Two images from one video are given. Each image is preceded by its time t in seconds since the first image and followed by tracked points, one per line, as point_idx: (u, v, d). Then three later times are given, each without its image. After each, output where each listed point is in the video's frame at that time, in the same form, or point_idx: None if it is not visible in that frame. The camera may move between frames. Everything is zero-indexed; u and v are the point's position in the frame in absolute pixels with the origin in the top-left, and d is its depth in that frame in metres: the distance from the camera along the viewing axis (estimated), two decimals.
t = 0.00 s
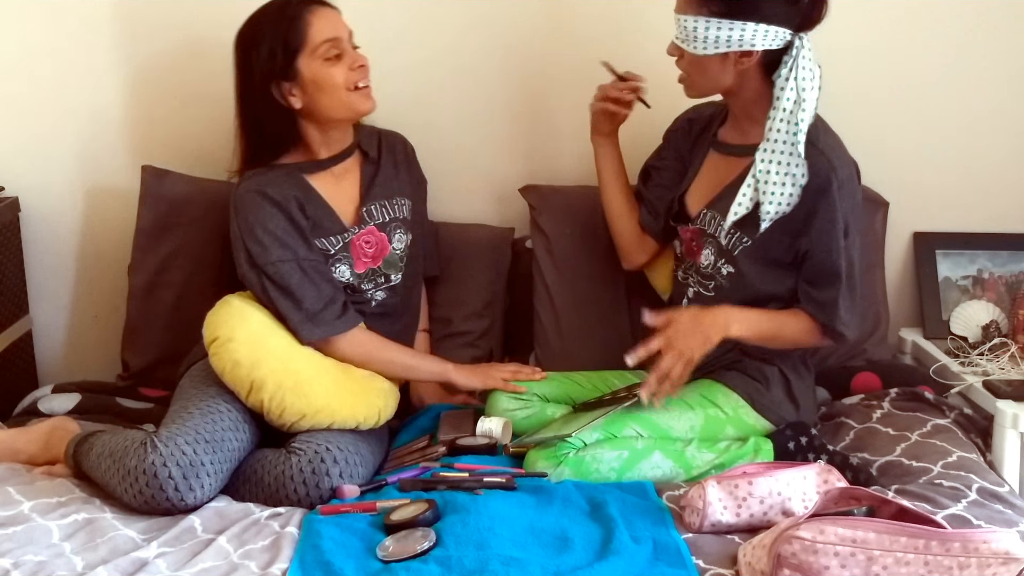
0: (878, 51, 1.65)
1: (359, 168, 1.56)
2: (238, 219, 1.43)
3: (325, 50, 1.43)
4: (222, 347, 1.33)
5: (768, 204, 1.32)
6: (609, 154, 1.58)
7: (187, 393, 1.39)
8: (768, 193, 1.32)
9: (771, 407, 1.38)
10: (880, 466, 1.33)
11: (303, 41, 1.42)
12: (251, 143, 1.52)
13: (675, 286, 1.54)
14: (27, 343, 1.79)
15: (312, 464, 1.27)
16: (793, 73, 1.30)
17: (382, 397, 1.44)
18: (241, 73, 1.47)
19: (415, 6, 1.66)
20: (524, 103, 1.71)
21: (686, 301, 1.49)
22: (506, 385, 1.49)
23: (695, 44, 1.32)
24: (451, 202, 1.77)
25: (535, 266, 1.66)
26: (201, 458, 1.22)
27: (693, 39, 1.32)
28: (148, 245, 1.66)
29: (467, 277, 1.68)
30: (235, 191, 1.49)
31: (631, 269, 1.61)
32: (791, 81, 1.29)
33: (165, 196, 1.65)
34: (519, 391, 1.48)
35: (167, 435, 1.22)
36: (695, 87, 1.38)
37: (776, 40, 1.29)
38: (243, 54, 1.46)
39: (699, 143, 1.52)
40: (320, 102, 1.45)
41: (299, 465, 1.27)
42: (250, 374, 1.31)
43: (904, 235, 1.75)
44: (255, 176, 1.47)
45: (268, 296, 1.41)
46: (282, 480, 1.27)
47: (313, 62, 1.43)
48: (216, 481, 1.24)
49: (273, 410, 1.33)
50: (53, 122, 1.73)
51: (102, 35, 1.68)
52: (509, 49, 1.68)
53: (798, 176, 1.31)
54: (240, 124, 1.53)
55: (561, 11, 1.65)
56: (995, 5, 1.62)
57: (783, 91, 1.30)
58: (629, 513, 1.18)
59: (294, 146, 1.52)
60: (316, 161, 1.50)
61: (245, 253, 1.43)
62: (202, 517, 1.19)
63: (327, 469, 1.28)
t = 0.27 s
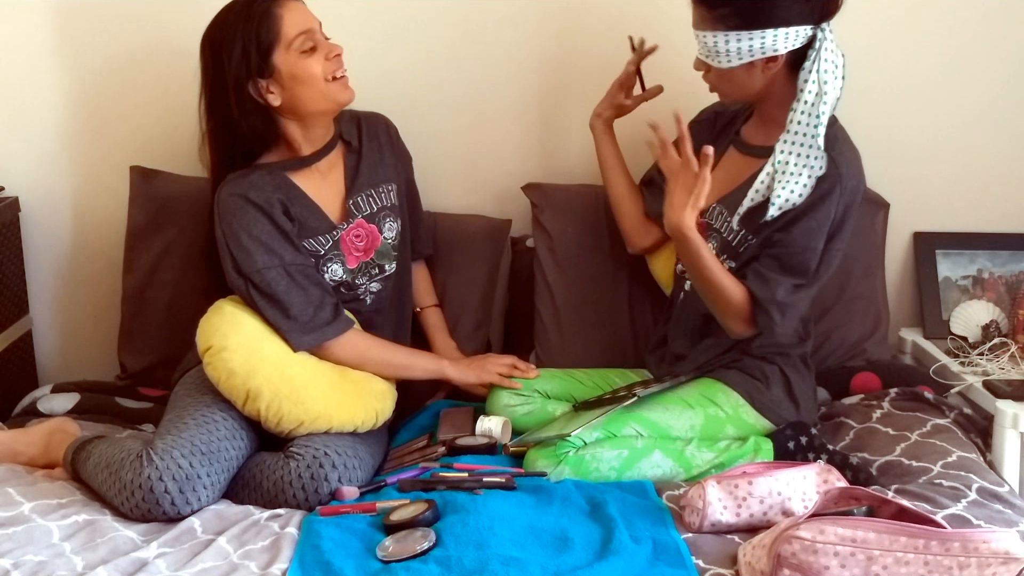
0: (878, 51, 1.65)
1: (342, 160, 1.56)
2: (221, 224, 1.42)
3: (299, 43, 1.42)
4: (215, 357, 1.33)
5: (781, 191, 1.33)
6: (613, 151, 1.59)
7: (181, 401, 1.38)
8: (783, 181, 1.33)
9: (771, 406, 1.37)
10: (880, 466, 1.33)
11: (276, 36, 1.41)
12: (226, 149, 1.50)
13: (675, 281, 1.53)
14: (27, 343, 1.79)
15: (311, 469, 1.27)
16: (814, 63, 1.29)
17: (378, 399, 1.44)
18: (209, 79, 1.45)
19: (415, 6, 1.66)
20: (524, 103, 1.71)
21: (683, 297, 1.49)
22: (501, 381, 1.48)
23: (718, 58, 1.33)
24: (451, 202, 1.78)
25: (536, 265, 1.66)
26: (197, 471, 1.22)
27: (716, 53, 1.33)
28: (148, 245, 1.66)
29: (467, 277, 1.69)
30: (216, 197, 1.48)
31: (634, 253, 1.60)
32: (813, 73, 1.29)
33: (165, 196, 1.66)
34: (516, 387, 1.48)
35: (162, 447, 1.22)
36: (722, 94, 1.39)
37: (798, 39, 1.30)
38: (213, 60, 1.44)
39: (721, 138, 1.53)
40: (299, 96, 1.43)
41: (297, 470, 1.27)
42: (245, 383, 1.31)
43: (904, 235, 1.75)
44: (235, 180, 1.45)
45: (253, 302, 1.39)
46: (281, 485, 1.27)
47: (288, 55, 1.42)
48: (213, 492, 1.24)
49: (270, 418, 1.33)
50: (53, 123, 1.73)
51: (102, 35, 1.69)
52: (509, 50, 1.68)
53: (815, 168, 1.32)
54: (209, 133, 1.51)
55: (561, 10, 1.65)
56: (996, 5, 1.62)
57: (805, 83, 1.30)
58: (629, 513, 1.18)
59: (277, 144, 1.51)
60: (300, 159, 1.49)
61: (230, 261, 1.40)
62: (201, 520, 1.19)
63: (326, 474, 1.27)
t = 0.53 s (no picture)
0: (878, 50, 1.65)
1: (346, 161, 1.56)
2: (227, 221, 1.42)
3: (311, 41, 1.43)
4: (214, 357, 1.32)
5: (794, 192, 1.32)
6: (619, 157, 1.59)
7: (180, 402, 1.38)
8: (796, 182, 1.32)
9: (774, 407, 1.37)
10: (880, 466, 1.33)
11: (289, 32, 1.41)
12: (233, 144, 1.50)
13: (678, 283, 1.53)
14: (27, 343, 1.79)
15: (311, 469, 1.27)
16: (824, 63, 1.29)
17: (378, 398, 1.44)
18: (221, 74, 1.45)
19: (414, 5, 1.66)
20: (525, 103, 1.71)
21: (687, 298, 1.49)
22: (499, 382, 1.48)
23: (729, 58, 1.33)
24: (451, 202, 1.78)
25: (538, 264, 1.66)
26: (196, 474, 1.22)
27: (726, 54, 1.33)
28: (148, 245, 1.66)
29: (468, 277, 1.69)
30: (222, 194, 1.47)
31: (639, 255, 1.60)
32: (823, 73, 1.29)
33: (165, 196, 1.66)
34: (516, 386, 1.47)
35: (162, 450, 1.22)
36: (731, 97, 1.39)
37: (807, 37, 1.30)
38: (224, 56, 1.44)
39: (727, 141, 1.52)
40: (309, 93, 1.43)
41: (297, 470, 1.27)
42: (245, 384, 1.31)
43: (904, 235, 1.75)
44: (243, 176, 1.44)
45: (256, 301, 1.40)
46: (281, 485, 1.27)
47: (299, 53, 1.42)
48: (213, 493, 1.25)
49: (270, 419, 1.33)
50: (54, 122, 1.73)
51: (102, 35, 1.69)
52: (510, 49, 1.68)
53: (827, 166, 1.32)
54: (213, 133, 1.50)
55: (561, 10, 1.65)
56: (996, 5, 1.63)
57: (815, 83, 1.30)
58: (629, 513, 1.18)
59: (283, 142, 1.51)
60: (306, 158, 1.49)
61: (235, 257, 1.41)
62: (201, 520, 1.19)
63: (326, 474, 1.27)
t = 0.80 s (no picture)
0: (878, 52, 1.65)
1: (358, 168, 1.57)
2: (240, 215, 1.44)
3: (343, 52, 1.43)
4: (216, 350, 1.33)
5: (803, 194, 1.32)
6: (614, 169, 1.59)
7: (181, 400, 1.38)
8: (804, 184, 1.32)
9: (782, 407, 1.37)
10: (880, 466, 1.33)
11: (323, 41, 1.41)
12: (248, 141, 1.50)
13: (682, 288, 1.54)
14: (27, 343, 1.79)
15: (311, 467, 1.27)
16: (820, 65, 1.30)
17: (378, 395, 1.43)
18: (250, 72, 1.45)
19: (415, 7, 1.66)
20: (525, 104, 1.71)
21: (695, 303, 1.49)
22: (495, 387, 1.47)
23: (724, 65, 1.33)
24: (451, 203, 1.78)
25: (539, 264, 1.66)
26: (201, 470, 1.22)
27: (721, 61, 1.32)
28: (148, 245, 1.66)
29: (468, 278, 1.69)
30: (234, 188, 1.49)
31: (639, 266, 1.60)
32: (820, 75, 1.29)
33: (165, 196, 1.66)
34: (516, 386, 1.46)
35: (166, 446, 1.22)
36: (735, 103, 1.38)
37: (801, 40, 1.30)
38: (256, 55, 1.44)
39: (722, 146, 1.52)
40: (333, 101, 1.44)
41: (298, 468, 1.27)
42: (247, 376, 1.31)
43: (904, 235, 1.76)
44: (258, 173, 1.46)
45: (265, 297, 1.41)
46: (281, 484, 1.27)
47: (331, 62, 1.42)
48: (216, 490, 1.25)
49: (271, 411, 1.32)
50: (55, 123, 1.74)
51: (103, 36, 1.69)
52: (510, 50, 1.68)
53: (832, 166, 1.32)
54: (234, 129, 1.51)
55: (561, 11, 1.66)
56: (995, 5, 1.63)
57: (812, 85, 1.31)
58: (629, 512, 1.18)
59: (299, 143, 1.52)
60: (320, 160, 1.51)
61: (246, 249, 1.43)
62: (201, 518, 1.19)
63: (327, 472, 1.27)
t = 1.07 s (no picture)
0: (878, 51, 1.65)
1: (364, 170, 1.56)
2: (242, 206, 1.44)
3: (360, 53, 1.44)
4: (215, 348, 1.32)
5: (780, 173, 1.31)
6: (619, 172, 1.59)
7: (180, 399, 1.38)
8: (781, 164, 1.31)
9: (781, 407, 1.37)
10: (880, 465, 1.33)
11: (341, 40, 1.42)
12: (263, 133, 1.51)
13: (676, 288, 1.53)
14: (27, 342, 1.79)
15: (311, 468, 1.27)
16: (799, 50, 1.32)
17: (377, 391, 1.43)
18: (270, 61, 1.47)
19: (415, 7, 1.66)
20: (525, 104, 1.71)
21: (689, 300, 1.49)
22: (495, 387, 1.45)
23: (723, 63, 1.31)
24: (451, 203, 1.78)
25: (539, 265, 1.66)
26: (203, 470, 1.22)
27: (720, 60, 1.31)
28: (148, 245, 1.66)
29: (468, 278, 1.69)
30: (239, 182, 1.50)
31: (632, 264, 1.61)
32: (800, 58, 1.31)
33: (166, 196, 1.66)
34: (523, 378, 1.46)
35: (168, 447, 1.22)
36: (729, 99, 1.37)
37: (787, 30, 1.31)
38: (277, 47, 1.45)
39: (709, 145, 1.53)
40: (345, 100, 1.45)
41: (298, 469, 1.27)
42: (246, 373, 1.31)
43: (904, 235, 1.75)
44: (263, 167, 1.47)
45: (265, 290, 1.42)
46: (281, 485, 1.27)
47: (347, 61, 1.43)
48: (218, 490, 1.25)
49: (270, 409, 1.32)
50: (56, 123, 1.74)
51: (104, 36, 1.69)
52: (510, 51, 1.68)
53: (810, 144, 1.32)
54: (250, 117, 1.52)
55: (561, 10, 1.65)
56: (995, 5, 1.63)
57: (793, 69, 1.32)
58: (629, 512, 1.18)
59: (306, 139, 1.53)
60: (325, 158, 1.51)
61: (246, 242, 1.43)
62: (202, 518, 1.19)
63: (326, 473, 1.27)
